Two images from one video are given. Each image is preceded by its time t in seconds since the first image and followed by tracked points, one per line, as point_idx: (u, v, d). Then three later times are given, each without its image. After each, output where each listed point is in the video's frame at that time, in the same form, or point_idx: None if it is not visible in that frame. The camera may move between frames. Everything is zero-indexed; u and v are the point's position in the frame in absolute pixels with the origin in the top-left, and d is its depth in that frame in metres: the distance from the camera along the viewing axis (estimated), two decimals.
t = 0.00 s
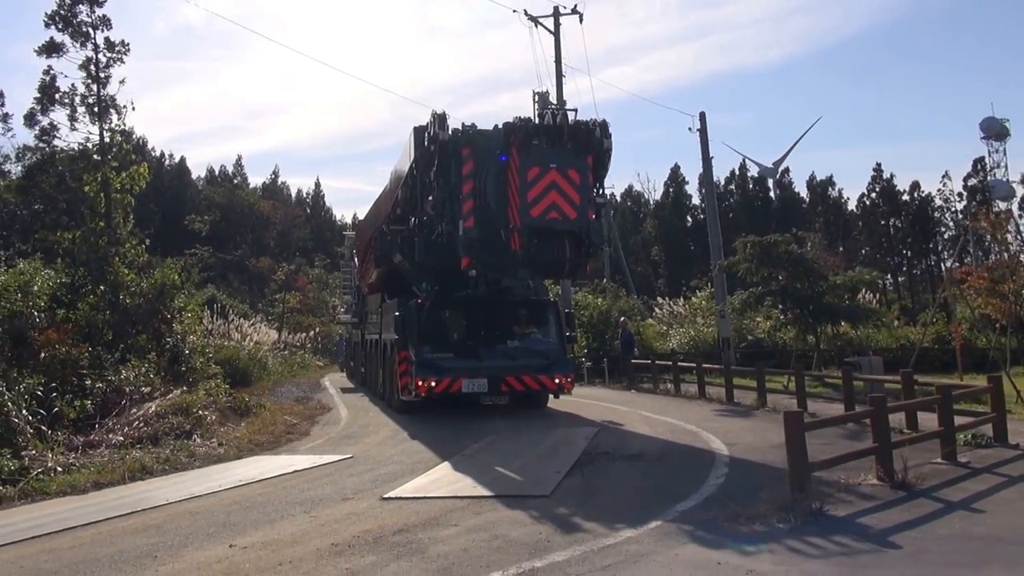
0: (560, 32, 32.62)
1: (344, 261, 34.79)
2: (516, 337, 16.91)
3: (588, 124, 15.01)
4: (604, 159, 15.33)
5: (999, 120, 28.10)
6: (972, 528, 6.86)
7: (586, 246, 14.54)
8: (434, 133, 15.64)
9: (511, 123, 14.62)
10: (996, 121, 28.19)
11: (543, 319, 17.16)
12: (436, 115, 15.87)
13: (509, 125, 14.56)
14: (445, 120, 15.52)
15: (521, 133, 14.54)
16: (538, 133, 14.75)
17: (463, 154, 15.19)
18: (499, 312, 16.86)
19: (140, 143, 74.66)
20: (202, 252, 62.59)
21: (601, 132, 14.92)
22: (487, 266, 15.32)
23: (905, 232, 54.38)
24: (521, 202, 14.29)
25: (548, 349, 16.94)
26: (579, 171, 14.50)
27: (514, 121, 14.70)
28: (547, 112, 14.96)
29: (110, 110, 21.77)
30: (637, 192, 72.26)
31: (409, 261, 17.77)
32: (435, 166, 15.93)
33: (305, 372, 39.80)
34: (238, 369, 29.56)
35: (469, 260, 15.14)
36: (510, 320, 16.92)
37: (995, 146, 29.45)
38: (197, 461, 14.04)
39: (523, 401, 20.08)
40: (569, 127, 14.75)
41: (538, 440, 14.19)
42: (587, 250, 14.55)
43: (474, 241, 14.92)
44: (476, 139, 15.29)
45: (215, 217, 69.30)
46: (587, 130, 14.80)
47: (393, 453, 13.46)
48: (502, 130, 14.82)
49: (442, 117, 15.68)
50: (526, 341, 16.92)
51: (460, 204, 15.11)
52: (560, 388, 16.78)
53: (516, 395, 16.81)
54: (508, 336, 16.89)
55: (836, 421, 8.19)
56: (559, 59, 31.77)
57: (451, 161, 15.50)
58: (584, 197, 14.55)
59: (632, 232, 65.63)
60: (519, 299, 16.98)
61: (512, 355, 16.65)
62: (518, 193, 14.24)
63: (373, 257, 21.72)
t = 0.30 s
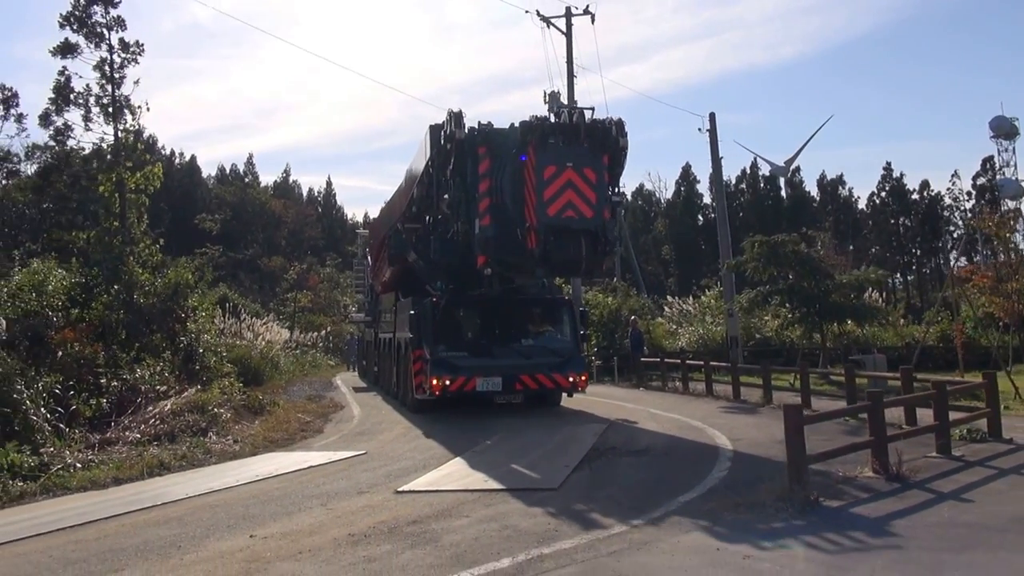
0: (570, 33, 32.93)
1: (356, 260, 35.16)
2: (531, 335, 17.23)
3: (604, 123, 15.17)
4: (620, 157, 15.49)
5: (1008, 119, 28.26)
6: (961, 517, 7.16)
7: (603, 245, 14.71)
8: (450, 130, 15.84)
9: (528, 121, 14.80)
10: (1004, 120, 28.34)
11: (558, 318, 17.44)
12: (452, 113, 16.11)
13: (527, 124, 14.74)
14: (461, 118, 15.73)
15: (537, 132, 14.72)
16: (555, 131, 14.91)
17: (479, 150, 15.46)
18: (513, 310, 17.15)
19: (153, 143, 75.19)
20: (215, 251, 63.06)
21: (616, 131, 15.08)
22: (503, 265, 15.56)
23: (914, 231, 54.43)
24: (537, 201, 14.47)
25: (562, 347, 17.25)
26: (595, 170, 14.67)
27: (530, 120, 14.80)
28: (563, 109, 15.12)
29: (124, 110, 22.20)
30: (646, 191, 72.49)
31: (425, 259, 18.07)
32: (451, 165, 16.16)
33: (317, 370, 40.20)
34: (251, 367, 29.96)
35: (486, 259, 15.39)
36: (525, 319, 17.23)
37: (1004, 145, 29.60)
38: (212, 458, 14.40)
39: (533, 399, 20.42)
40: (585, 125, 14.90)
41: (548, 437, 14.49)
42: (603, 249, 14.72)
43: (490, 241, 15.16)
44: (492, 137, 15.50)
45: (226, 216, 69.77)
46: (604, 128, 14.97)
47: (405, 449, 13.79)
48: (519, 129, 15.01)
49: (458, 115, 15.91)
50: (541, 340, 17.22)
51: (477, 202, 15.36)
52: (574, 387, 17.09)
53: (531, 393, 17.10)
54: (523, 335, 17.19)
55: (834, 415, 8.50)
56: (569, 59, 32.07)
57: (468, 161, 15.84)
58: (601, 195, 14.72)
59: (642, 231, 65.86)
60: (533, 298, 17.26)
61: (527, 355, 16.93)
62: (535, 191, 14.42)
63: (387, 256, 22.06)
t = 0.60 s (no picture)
0: (581, 32, 33.20)
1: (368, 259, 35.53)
2: (545, 333, 17.52)
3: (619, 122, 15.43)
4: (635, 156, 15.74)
5: (1017, 118, 28.35)
6: (952, 509, 7.45)
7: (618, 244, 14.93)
8: (466, 129, 16.08)
9: (544, 121, 15.06)
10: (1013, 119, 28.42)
11: (572, 316, 17.72)
12: (468, 112, 16.36)
13: (543, 123, 15.00)
14: (477, 117, 15.96)
15: (554, 131, 14.97)
16: (571, 130, 15.16)
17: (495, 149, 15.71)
18: (527, 309, 17.43)
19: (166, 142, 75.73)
20: (227, 249, 63.52)
21: (632, 130, 15.34)
22: (517, 263, 15.80)
23: (924, 229, 54.46)
24: (554, 200, 14.70)
25: (577, 345, 17.53)
26: (610, 169, 14.92)
27: (547, 119, 15.06)
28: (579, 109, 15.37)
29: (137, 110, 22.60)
30: (657, 189, 72.66)
31: (440, 257, 18.35)
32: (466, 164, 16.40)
33: (328, 367, 40.58)
34: (264, 365, 30.35)
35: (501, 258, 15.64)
36: (540, 317, 17.51)
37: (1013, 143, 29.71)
38: (228, 453, 14.76)
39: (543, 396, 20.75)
40: (602, 124, 15.18)
41: (557, 433, 14.81)
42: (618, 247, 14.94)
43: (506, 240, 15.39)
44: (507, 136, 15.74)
45: (237, 214, 70.22)
46: (619, 127, 15.24)
47: (417, 444, 14.12)
48: (535, 129, 15.26)
49: (474, 114, 16.16)
50: (555, 338, 17.51)
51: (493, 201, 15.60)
52: (588, 384, 17.38)
53: (545, 391, 17.40)
54: (538, 333, 17.48)
55: (832, 409, 8.79)
56: (579, 59, 32.33)
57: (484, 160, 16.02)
58: (616, 194, 14.96)
59: (652, 229, 66.05)
60: (548, 296, 17.53)
61: (541, 353, 17.23)
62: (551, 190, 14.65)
63: (400, 254, 22.39)
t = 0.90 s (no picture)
0: (588, 32, 33.44)
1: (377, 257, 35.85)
2: (556, 330, 17.82)
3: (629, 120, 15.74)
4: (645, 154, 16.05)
5: None
6: (947, 501, 7.72)
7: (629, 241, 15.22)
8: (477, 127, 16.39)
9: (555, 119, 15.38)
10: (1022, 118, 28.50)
11: (582, 314, 18.03)
12: (478, 110, 16.68)
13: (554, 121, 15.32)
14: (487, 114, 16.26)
15: (564, 129, 15.28)
16: (581, 129, 15.47)
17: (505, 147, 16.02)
18: (538, 306, 17.74)
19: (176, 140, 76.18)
20: (237, 246, 63.92)
21: (642, 127, 15.65)
22: (526, 260, 16.18)
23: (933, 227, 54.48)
24: (564, 197, 15.02)
25: (588, 343, 17.82)
26: (620, 166, 15.22)
27: (557, 117, 15.40)
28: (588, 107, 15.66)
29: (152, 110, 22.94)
30: (665, 187, 72.78)
31: (451, 255, 18.67)
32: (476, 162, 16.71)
33: (338, 364, 40.91)
34: (275, 361, 30.70)
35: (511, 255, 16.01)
36: (550, 314, 17.82)
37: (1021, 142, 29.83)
38: (244, 447, 15.09)
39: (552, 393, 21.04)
40: (612, 122, 15.39)
41: (566, 428, 15.10)
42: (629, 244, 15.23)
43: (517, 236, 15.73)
44: (518, 133, 16.05)
45: (247, 212, 70.61)
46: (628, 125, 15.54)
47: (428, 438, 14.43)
48: (546, 126, 15.58)
49: (484, 112, 16.48)
50: (566, 335, 17.81)
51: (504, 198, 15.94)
52: (599, 381, 17.67)
53: (556, 388, 17.69)
54: (549, 330, 17.80)
55: (833, 405, 9.05)
56: (587, 59, 32.58)
57: (493, 157, 16.27)
58: (626, 192, 15.26)
59: (660, 227, 66.24)
60: (559, 294, 17.85)
61: (552, 350, 17.53)
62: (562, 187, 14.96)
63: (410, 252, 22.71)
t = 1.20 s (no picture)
0: (595, 31, 33.67)
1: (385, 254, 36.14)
2: (565, 327, 18.07)
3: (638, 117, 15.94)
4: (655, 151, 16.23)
5: None
6: (945, 494, 7.97)
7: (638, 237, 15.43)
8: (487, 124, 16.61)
9: (565, 116, 15.59)
10: None
11: (592, 311, 18.27)
12: (489, 107, 16.91)
13: (564, 118, 15.52)
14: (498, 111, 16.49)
15: (575, 126, 15.48)
16: (591, 126, 15.67)
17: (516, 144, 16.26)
18: (548, 303, 18.01)
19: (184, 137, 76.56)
20: (245, 243, 64.26)
21: (652, 124, 15.88)
22: (535, 255, 16.56)
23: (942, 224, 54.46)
24: (575, 193, 15.22)
25: (597, 340, 18.06)
26: (630, 163, 15.41)
27: (568, 114, 15.61)
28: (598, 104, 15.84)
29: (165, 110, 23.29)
30: (673, 184, 72.93)
31: (461, 251, 18.95)
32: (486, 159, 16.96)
33: (347, 360, 41.20)
34: (285, 356, 31.02)
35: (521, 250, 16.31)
36: (560, 312, 18.08)
37: None
38: (259, 439, 15.40)
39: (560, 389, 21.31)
40: (622, 119, 15.69)
41: (574, 424, 15.35)
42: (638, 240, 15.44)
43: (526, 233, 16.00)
44: (528, 130, 16.28)
45: (255, 209, 70.98)
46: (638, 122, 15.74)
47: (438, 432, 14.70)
48: (556, 123, 15.78)
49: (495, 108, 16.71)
50: (576, 331, 18.06)
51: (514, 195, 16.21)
52: (608, 378, 17.89)
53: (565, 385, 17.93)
54: (558, 327, 18.06)
55: (836, 401, 9.30)
56: (594, 57, 32.82)
57: (504, 154, 16.49)
58: (636, 188, 15.46)
59: (667, 225, 66.39)
60: (569, 291, 18.10)
61: (561, 347, 17.77)
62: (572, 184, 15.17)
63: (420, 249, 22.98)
